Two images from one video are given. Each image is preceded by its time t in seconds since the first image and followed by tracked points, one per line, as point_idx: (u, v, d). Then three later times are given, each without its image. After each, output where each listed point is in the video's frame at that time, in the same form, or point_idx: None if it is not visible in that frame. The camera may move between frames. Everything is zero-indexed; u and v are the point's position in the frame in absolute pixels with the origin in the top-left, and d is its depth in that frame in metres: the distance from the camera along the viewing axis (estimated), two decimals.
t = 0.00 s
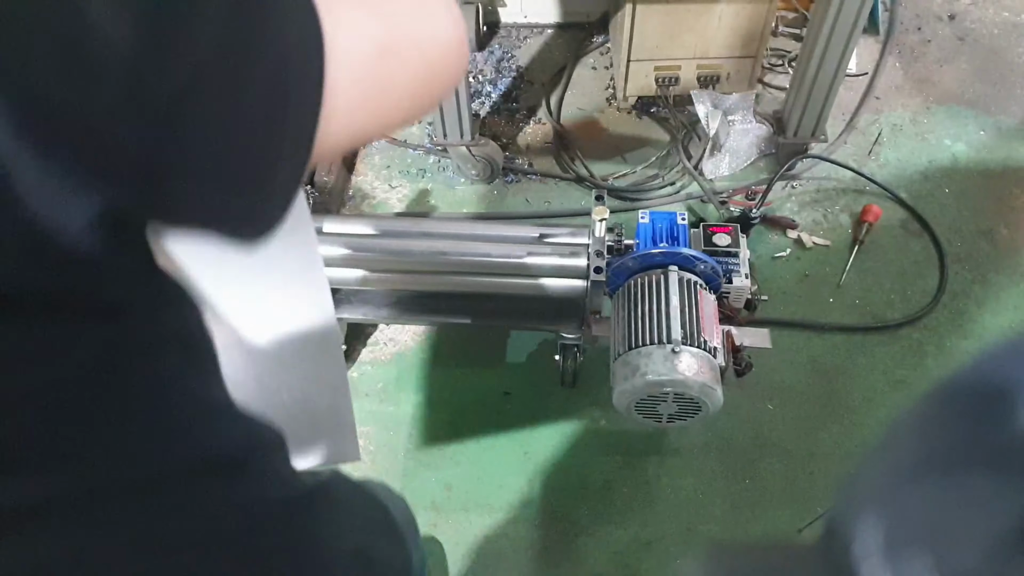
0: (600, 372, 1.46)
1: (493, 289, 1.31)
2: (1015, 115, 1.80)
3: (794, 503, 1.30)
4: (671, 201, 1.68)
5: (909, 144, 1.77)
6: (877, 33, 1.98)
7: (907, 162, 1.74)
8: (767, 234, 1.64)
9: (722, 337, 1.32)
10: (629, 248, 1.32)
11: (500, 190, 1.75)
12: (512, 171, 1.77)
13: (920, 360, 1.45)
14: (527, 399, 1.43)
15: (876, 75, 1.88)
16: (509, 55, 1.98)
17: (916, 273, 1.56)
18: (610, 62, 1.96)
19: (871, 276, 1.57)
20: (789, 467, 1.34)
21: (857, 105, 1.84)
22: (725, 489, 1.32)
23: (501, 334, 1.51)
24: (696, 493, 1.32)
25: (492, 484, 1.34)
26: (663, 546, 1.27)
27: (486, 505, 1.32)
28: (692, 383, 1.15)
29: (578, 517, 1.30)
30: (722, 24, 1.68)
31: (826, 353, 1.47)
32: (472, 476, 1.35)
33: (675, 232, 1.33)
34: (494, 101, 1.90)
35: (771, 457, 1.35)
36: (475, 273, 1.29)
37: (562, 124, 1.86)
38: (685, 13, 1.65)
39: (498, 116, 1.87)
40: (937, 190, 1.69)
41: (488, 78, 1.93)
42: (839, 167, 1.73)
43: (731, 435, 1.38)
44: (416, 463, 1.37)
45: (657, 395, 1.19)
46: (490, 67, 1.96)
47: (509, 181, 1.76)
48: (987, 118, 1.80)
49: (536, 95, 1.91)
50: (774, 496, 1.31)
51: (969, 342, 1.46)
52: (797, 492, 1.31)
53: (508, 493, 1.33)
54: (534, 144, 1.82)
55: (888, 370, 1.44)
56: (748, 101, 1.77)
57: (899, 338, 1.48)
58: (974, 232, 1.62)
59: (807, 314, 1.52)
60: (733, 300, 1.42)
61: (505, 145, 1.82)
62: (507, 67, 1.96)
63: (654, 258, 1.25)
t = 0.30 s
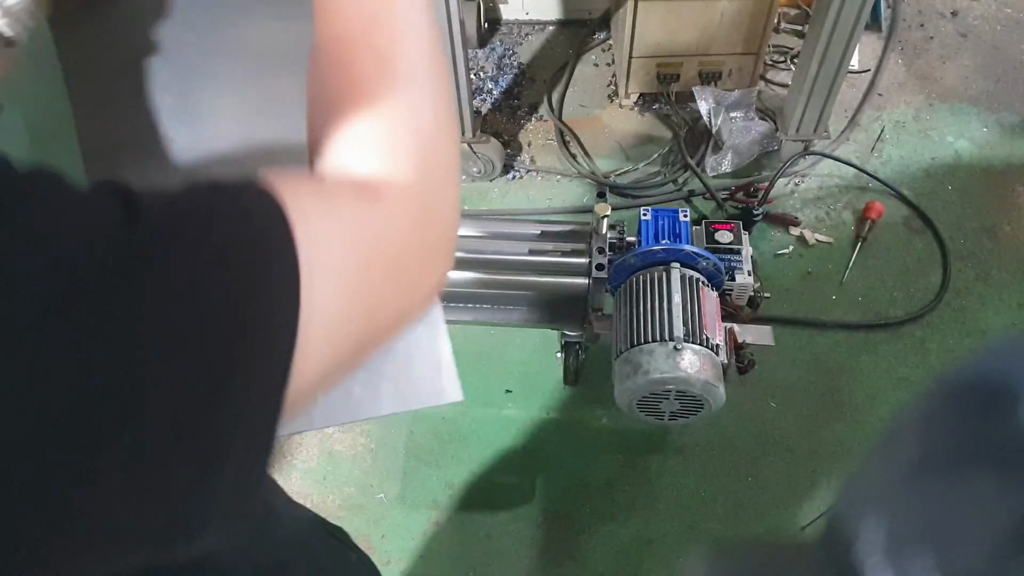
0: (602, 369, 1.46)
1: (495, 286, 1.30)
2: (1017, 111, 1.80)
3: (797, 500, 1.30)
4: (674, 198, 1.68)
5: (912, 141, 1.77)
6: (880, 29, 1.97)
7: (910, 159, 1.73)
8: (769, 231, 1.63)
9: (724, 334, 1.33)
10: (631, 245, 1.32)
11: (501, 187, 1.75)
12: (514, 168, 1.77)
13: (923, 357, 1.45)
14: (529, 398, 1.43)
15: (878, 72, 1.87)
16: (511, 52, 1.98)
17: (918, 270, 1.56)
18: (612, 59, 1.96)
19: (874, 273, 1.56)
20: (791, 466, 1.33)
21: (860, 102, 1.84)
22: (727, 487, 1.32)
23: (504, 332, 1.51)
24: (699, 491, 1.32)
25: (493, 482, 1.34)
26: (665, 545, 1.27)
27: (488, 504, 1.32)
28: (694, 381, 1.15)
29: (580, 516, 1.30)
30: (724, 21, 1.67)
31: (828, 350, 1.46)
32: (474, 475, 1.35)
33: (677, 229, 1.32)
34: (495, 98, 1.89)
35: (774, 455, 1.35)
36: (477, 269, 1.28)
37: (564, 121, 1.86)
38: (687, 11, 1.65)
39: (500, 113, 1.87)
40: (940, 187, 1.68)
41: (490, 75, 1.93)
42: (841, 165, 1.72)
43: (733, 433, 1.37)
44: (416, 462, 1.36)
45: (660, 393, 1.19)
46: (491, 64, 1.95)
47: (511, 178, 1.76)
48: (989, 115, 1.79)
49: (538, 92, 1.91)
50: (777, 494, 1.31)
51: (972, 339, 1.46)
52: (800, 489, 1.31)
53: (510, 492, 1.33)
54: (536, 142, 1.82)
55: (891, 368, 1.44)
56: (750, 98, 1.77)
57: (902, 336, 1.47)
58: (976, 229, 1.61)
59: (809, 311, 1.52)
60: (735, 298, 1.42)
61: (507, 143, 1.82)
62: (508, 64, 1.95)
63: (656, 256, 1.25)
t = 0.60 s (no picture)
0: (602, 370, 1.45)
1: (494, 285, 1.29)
2: (1021, 110, 1.79)
3: (798, 501, 1.29)
4: (674, 197, 1.67)
5: (914, 140, 1.76)
6: (882, 28, 1.96)
7: (912, 158, 1.72)
8: (770, 231, 1.62)
9: (726, 336, 1.33)
10: (631, 245, 1.31)
11: (501, 187, 1.74)
12: (514, 167, 1.76)
13: (925, 357, 1.44)
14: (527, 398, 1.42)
15: (880, 70, 1.86)
16: (510, 50, 1.97)
17: (920, 270, 1.55)
18: (613, 57, 1.94)
19: (875, 273, 1.55)
20: (792, 467, 1.32)
21: (861, 101, 1.83)
22: (728, 488, 1.31)
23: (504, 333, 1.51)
24: (699, 492, 1.31)
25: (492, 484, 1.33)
26: (665, 547, 1.26)
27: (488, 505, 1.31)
28: (695, 382, 1.14)
29: (580, 517, 1.29)
30: (725, 18, 1.66)
31: (829, 350, 1.46)
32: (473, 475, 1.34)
33: (677, 229, 1.31)
34: (495, 97, 1.88)
35: (775, 455, 1.34)
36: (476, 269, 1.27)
37: (564, 120, 1.84)
38: (687, 9, 1.64)
39: (500, 112, 1.86)
40: (942, 187, 1.67)
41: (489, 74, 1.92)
42: (843, 164, 1.71)
43: (734, 434, 1.37)
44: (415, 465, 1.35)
45: (660, 394, 1.18)
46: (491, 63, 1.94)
47: (510, 177, 1.75)
48: (992, 114, 1.78)
49: (538, 90, 1.90)
50: (778, 495, 1.30)
51: (974, 340, 1.45)
52: (800, 490, 1.30)
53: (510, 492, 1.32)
54: (536, 141, 1.80)
55: (892, 368, 1.43)
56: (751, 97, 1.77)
57: (904, 336, 1.46)
58: (978, 228, 1.60)
59: (811, 311, 1.51)
60: (737, 298, 1.43)
61: (507, 142, 1.80)
62: (508, 63, 1.94)
63: (657, 255, 1.24)
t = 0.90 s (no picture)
0: (602, 370, 1.46)
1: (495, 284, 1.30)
2: (1019, 111, 1.79)
3: (797, 500, 1.29)
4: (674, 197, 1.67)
5: (912, 140, 1.76)
6: (880, 30, 1.97)
7: (910, 159, 1.73)
8: (769, 231, 1.63)
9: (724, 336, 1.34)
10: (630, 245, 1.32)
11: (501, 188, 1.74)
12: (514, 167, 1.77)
13: (924, 356, 1.45)
14: (527, 398, 1.43)
15: (879, 71, 1.87)
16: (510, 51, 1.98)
17: (918, 270, 1.56)
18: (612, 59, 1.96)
19: (874, 273, 1.56)
20: (791, 466, 1.33)
21: (860, 102, 1.84)
22: (728, 486, 1.31)
23: (504, 333, 1.52)
24: (699, 491, 1.31)
25: (493, 483, 1.34)
26: (666, 545, 1.26)
27: (489, 503, 1.31)
28: (695, 381, 1.14)
29: (582, 515, 1.30)
30: (724, 20, 1.67)
31: (829, 350, 1.46)
32: (473, 474, 1.35)
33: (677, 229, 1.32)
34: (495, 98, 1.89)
35: (775, 454, 1.34)
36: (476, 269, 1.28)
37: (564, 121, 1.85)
38: (686, 12, 1.65)
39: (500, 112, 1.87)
40: (941, 187, 1.68)
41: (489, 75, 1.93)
42: (841, 164, 1.72)
43: (733, 433, 1.37)
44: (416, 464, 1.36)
45: (660, 393, 1.18)
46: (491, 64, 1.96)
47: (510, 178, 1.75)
48: (991, 114, 1.79)
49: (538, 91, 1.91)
50: (778, 493, 1.30)
51: (973, 339, 1.46)
52: (800, 489, 1.30)
53: (510, 490, 1.33)
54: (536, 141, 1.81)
55: (891, 367, 1.44)
56: (750, 98, 1.78)
57: (902, 336, 1.47)
58: (976, 228, 1.61)
59: (810, 311, 1.52)
60: (736, 298, 1.44)
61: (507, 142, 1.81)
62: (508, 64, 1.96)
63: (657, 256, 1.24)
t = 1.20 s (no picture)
0: (602, 370, 1.46)
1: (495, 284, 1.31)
2: (1019, 111, 1.80)
3: (797, 500, 1.30)
4: (674, 198, 1.67)
5: (912, 140, 1.77)
6: (880, 30, 1.98)
7: (910, 159, 1.73)
8: (769, 231, 1.63)
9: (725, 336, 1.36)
10: (631, 245, 1.32)
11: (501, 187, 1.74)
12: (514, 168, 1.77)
13: (924, 357, 1.45)
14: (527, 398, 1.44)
15: (878, 72, 1.87)
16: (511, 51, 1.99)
17: (918, 270, 1.56)
18: (612, 59, 1.96)
19: (874, 273, 1.56)
20: (791, 466, 1.33)
21: (860, 102, 1.84)
22: (728, 486, 1.32)
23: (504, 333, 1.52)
24: (699, 491, 1.31)
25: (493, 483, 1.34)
26: (665, 545, 1.26)
27: (489, 503, 1.31)
28: (695, 381, 1.15)
29: (581, 516, 1.30)
30: (724, 20, 1.67)
31: (829, 350, 1.46)
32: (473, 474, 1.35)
33: (677, 229, 1.32)
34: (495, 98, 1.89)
35: (775, 454, 1.35)
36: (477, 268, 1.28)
37: (565, 121, 1.85)
38: (686, 12, 1.66)
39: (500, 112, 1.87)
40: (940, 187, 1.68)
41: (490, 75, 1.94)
42: (841, 164, 1.72)
43: (733, 432, 1.37)
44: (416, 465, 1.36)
45: (660, 393, 1.18)
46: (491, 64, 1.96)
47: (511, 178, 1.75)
48: (990, 115, 1.79)
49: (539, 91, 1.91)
50: (778, 493, 1.30)
51: (973, 340, 1.46)
52: (800, 489, 1.31)
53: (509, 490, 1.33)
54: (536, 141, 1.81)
55: (891, 368, 1.44)
56: (750, 98, 1.78)
57: (902, 336, 1.47)
58: (976, 229, 1.61)
59: (810, 312, 1.52)
60: (737, 298, 1.44)
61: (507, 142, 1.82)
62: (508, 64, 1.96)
63: (657, 256, 1.25)
